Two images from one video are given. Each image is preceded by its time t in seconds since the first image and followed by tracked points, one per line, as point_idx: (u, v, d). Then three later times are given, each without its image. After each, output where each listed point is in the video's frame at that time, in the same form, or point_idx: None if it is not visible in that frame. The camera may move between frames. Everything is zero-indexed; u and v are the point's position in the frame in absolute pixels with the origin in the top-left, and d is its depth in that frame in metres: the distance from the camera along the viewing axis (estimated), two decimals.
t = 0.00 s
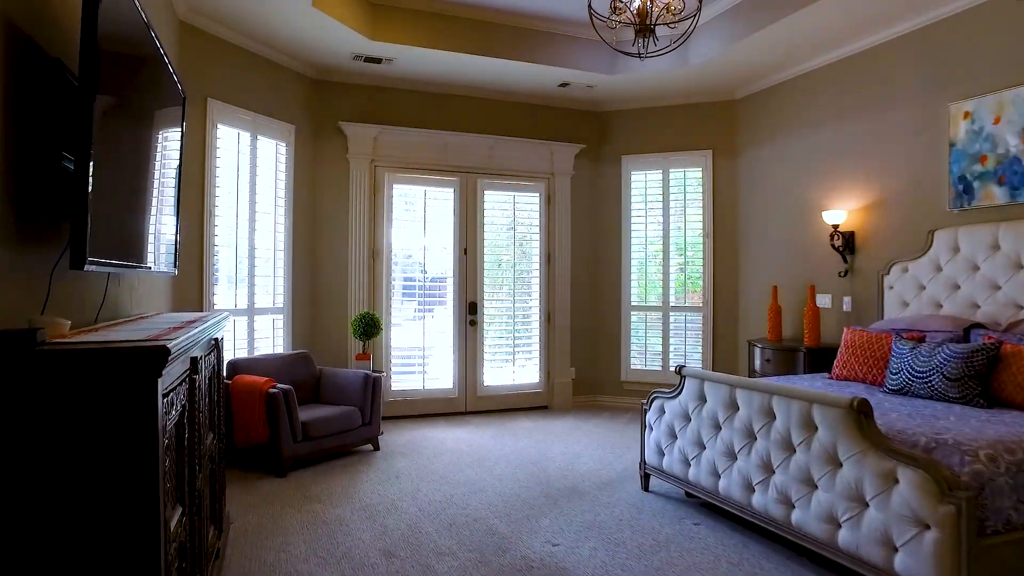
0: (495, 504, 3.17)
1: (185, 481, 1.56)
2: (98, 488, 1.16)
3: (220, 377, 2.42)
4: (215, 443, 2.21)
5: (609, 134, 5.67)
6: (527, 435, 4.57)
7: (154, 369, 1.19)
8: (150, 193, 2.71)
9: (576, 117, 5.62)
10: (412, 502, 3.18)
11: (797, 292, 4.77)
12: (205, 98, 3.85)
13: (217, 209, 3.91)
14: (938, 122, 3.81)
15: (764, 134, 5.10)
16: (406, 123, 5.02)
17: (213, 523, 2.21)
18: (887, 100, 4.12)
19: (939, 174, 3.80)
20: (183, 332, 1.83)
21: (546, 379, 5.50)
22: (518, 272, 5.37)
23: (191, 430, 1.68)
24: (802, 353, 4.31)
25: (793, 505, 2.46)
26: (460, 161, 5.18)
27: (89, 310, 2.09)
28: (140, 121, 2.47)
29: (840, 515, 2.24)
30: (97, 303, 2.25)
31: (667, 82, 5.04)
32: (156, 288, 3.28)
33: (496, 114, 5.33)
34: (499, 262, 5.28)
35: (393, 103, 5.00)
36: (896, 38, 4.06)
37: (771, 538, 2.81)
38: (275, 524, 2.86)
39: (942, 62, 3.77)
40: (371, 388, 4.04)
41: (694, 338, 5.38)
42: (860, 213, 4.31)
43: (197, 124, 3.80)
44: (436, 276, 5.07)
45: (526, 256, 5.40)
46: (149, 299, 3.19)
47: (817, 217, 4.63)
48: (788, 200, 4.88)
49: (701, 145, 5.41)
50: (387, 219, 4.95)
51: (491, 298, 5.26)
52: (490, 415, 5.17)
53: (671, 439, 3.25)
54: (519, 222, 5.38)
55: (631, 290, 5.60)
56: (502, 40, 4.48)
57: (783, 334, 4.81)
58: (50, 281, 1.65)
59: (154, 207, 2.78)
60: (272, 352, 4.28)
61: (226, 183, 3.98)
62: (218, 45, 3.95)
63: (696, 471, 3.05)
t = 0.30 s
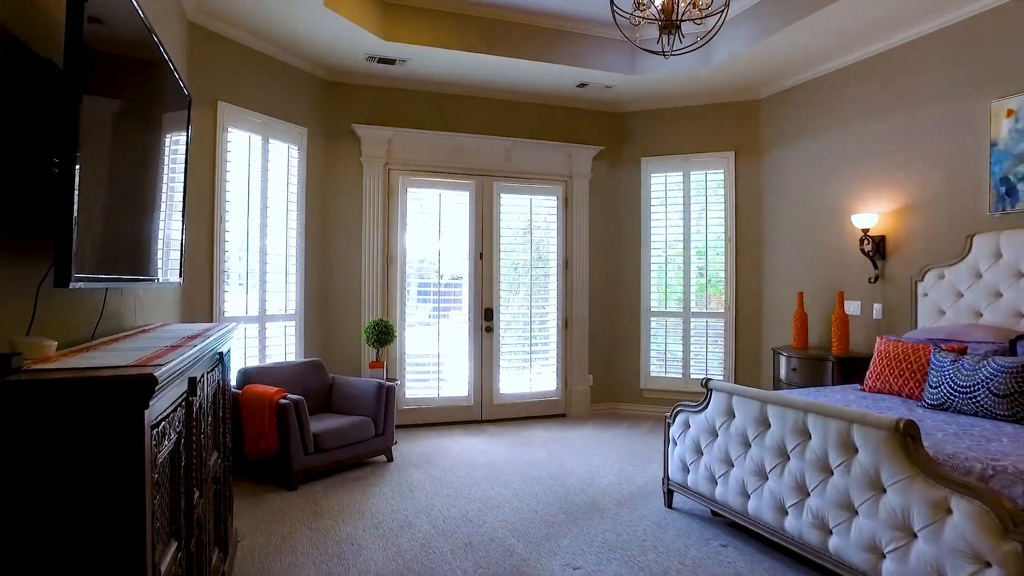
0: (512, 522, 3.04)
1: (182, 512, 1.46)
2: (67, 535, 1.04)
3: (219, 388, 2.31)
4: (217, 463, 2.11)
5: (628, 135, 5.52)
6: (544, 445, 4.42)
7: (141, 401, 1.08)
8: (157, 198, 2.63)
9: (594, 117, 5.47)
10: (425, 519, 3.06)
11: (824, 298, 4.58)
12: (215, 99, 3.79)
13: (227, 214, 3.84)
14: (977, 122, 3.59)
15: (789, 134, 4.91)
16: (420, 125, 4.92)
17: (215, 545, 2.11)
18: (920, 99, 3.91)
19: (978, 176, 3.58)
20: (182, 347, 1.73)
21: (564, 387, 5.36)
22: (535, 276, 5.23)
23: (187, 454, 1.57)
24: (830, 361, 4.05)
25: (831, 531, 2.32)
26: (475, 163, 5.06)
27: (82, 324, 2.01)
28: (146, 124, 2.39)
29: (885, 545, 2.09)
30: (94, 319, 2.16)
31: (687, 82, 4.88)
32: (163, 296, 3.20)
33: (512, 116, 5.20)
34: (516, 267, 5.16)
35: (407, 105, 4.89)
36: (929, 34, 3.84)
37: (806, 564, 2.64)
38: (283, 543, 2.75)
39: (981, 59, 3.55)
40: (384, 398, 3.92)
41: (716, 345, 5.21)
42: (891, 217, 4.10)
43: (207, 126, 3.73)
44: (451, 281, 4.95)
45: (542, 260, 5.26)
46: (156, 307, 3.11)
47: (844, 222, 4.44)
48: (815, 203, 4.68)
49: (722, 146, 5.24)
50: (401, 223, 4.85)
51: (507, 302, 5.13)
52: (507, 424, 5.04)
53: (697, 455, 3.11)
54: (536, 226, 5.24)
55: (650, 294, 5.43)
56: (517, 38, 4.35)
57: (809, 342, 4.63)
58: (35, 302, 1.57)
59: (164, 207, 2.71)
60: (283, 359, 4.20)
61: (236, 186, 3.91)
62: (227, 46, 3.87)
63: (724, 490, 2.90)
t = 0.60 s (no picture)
0: (519, 533, 2.96)
1: (171, 532, 1.40)
2: (39, 567, 0.98)
3: (212, 396, 2.24)
4: (207, 476, 2.05)
5: (636, 136, 5.42)
6: (551, 451, 4.33)
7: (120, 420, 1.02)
8: (157, 201, 2.58)
9: (601, 117, 5.38)
10: (429, 529, 2.98)
11: (838, 301, 4.45)
12: (216, 99, 3.73)
13: (228, 215, 3.78)
14: (998, 120, 3.46)
15: (801, 134, 4.80)
16: (425, 125, 4.84)
17: (208, 557, 2.05)
18: (938, 97, 3.79)
19: (999, 176, 3.46)
20: (171, 357, 1.66)
21: (570, 392, 5.27)
22: (541, 279, 5.15)
23: (176, 469, 1.51)
24: (845, 366, 3.92)
25: (851, 546, 2.30)
26: (480, 164, 4.98)
27: (57, 337, 1.89)
28: (145, 126, 2.34)
29: (909, 562, 2.09)
30: (84, 328, 2.10)
31: (696, 81, 4.79)
32: (161, 300, 3.14)
33: (518, 116, 5.12)
34: (522, 269, 5.07)
35: (411, 106, 4.82)
36: (947, 30, 3.71)
37: None
38: (282, 554, 2.68)
39: (1001, 55, 3.43)
40: (387, 403, 3.85)
41: (726, 350, 5.09)
42: (908, 218, 3.98)
43: (208, 126, 3.67)
44: (456, 283, 4.87)
45: (549, 262, 5.17)
46: (154, 311, 3.05)
47: (858, 223, 4.32)
48: (828, 203, 4.57)
49: (733, 146, 5.13)
50: (405, 225, 4.77)
51: (513, 305, 5.05)
52: (513, 429, 4.95)
53: (709, 464, 3.05)
54: (542, 228, 5.16)
55: (659, 297, 5.33)
56: (523, 37, 4.27)
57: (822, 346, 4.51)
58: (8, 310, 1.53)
59: (163, 208, 2.66)
60: (286, 363, 4.14)
61: (238, 187, 3.85)
62: (228, 46, 3.81)
63: (737, 501, 2.85)
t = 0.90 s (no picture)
0: (517, 537, 2.91)
1: (151, 543, 1.35)
2: None
3: (202, 399, 2.18)
4: (196, 482, 2.01)
5: (635, 135, 5.37)
6: (550, 453, 4.28)
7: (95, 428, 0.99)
8: (149, 201, 2.53)
9: (601, 116, 5.33)
10: (425, 533, 2.93)
11: (840, 302, 4.41)
12: (211, 98, 3.68)
13: (223, 215, 3.74)
14: (1003, 117, 3.41)
15: (801, 133, 4.75)
16: (422, 124, 4.79)
17: (195, 565, 2.00)
18: (942, 95, 3.73)
19: (1003, 174, 3.41)
20: (155, 359, 1.61)
21: (570, 393, 5.22)
22: (540, 279, 5.09)
23: (161, 477, 1.47)
24: (846, 368, 3.86)
25: (858, 552, 2.27)
26: (478, 163, 4.93)
27: (30, 344, 1.79)
28: (138, 125, 2.29)
29: (918, 570, 2.05)
30: (69, 330, 2.05)
31: (695, 81, 4.75)
32: (153, 302, 3.10)
33: (517, 115, 5.07)
34: (521, 269, 5.02)
35: (408, 104, 4.76)
36: (952, 27, 3.65)
37: None
38: (275, 560, 2.63)
39: (1006, 52, 3.37)
40: (384, 406, 3.80)
41: (726, 351, 5.04)
42: (911, 218, 3.93)
43: (203, 124, 3.63)
44: (454, 283, 4.82)
45: (547, 262, 5.12)
46: (146, 313, 3.01)
47: (860, 223, 4.28)
48: (829, 203, 4.52)
49: (733, 146, 5.08)
50: (403, 225, 4.72)
51: (512, 306, 5.00)
52: (512, 431, 4.90)
53: (710, 468, 3.01)
54: (542, 228, 5.11)
55: (658, 297, 5.27)
56: (521, 35, 4.22)
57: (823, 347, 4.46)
58: None
59: (155, 208, 2.61)
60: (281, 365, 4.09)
61: (233, 187, 3.80)
62: (222, 45, 3.76)
63: (739, 505, 2.81)
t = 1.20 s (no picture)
0: (510, 539, 2.89)
1: (133, 548, 1.34)
2: None
3: (189, 401, 2.15)
4: (184, 485, 1.99)
5: (629, 136, 5.36)
6: (544, 454, 4.26)
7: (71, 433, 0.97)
8: (139, 201, 2.50)
9: (594, 117, 5.32)
10: (417, 535, 2.91)
11: (833, 302, 4.41)
12: (202, 98, 3.65)
13: (213, 215, 3.70)
14: (996, 117, 3.41)
15: (794, 134, 4.75)
16: (415, 124, 4.77)
17: (182, 570, 1.97)
18: (936, 95, 3.73)
19: (996, 175, 3.41)
20: (139, 360, 1.58)
21: (563, 394, 5.20)
22: (534, 280, 5.07)
23: (144, 480, 1.45)
24: (840, 368, 3.85)
25: (852, 553, 2.26)
26: (471, 163, 4.91)
27: (8, 346, 1.72)
28: (127, 125, 2.26)
29: (912, 570, 2.05)
30: (52, 330, 2.02)
31: (689, 81, 4.74)
32: (143, 302, 3.07)
33: (510, 115, 5.05)
34: (514, 270, 5.00)
35: (401, 104, 4.74)
36: (946, 27, 3.66)
37: None
38: (264, 563, 2.60)
39: (1000, 52, 3.38)
40: (377, 407, 3.77)
41: (720, 352, 5.03)
42: (904, 218, 3.93)
43: (194, 124, 3.60)
44: (447, 284, 4.80)
45: (541, 263, 5.10)
46: (135, 314, 2.98)
47: (853, 224, 4.28)
48: (822, 204, 4.52)
49: (727, 146, 5.07)
50: (395, 225, 4.69)
51: (506, 307, 4.98)
52: (505, 432, 4.88)
53: (704, 469, 3.00)
54: (535, 228, 5.09)
55: (652, 298, 5.26)
56: (515, 35, 4.20)
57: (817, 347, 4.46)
58: None
59: (145, 208, 2.58)
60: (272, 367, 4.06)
61: (223, 187, 3.77)
62: (214, 44, 3.72)
63: (732, 506, 2.80)
